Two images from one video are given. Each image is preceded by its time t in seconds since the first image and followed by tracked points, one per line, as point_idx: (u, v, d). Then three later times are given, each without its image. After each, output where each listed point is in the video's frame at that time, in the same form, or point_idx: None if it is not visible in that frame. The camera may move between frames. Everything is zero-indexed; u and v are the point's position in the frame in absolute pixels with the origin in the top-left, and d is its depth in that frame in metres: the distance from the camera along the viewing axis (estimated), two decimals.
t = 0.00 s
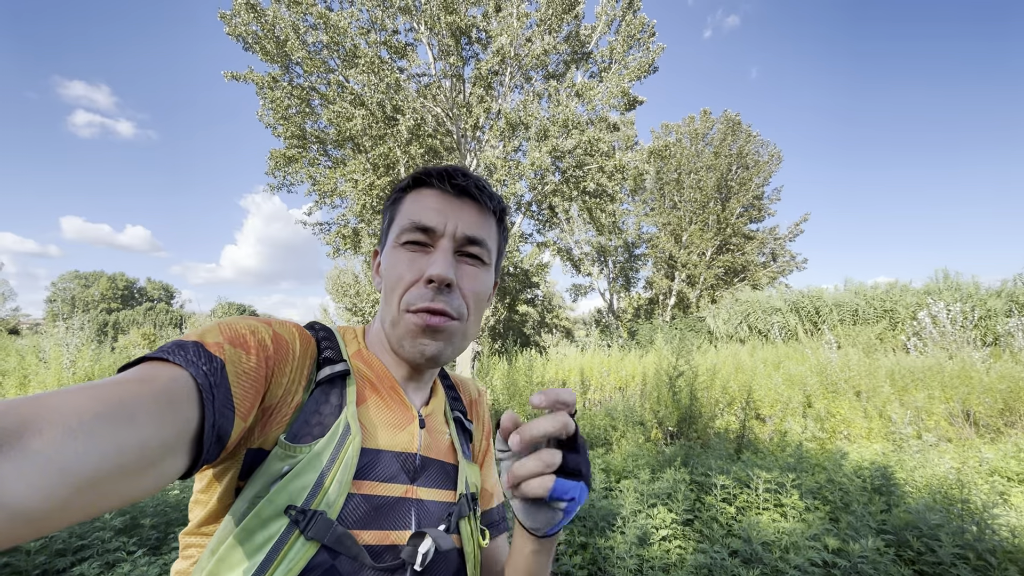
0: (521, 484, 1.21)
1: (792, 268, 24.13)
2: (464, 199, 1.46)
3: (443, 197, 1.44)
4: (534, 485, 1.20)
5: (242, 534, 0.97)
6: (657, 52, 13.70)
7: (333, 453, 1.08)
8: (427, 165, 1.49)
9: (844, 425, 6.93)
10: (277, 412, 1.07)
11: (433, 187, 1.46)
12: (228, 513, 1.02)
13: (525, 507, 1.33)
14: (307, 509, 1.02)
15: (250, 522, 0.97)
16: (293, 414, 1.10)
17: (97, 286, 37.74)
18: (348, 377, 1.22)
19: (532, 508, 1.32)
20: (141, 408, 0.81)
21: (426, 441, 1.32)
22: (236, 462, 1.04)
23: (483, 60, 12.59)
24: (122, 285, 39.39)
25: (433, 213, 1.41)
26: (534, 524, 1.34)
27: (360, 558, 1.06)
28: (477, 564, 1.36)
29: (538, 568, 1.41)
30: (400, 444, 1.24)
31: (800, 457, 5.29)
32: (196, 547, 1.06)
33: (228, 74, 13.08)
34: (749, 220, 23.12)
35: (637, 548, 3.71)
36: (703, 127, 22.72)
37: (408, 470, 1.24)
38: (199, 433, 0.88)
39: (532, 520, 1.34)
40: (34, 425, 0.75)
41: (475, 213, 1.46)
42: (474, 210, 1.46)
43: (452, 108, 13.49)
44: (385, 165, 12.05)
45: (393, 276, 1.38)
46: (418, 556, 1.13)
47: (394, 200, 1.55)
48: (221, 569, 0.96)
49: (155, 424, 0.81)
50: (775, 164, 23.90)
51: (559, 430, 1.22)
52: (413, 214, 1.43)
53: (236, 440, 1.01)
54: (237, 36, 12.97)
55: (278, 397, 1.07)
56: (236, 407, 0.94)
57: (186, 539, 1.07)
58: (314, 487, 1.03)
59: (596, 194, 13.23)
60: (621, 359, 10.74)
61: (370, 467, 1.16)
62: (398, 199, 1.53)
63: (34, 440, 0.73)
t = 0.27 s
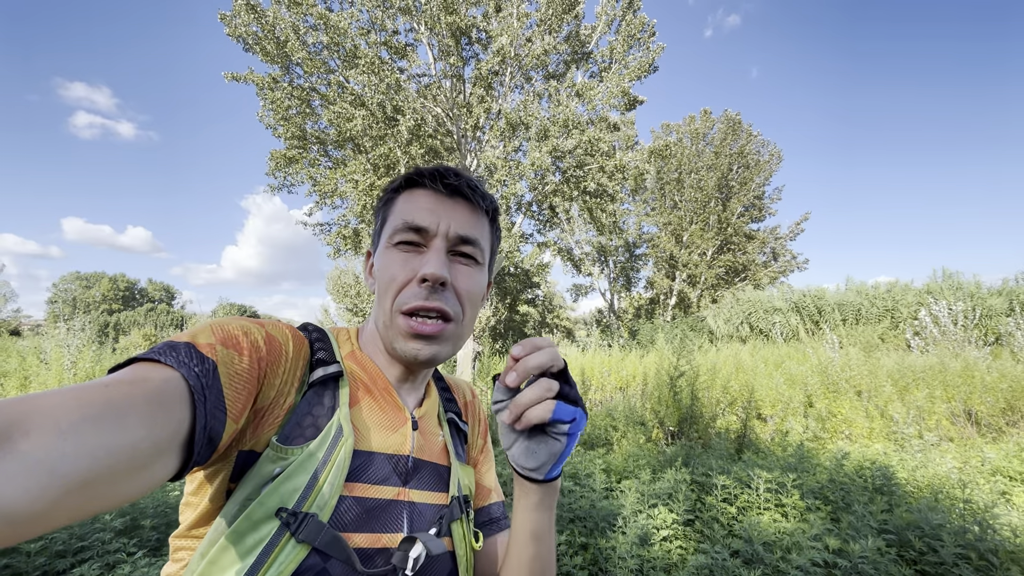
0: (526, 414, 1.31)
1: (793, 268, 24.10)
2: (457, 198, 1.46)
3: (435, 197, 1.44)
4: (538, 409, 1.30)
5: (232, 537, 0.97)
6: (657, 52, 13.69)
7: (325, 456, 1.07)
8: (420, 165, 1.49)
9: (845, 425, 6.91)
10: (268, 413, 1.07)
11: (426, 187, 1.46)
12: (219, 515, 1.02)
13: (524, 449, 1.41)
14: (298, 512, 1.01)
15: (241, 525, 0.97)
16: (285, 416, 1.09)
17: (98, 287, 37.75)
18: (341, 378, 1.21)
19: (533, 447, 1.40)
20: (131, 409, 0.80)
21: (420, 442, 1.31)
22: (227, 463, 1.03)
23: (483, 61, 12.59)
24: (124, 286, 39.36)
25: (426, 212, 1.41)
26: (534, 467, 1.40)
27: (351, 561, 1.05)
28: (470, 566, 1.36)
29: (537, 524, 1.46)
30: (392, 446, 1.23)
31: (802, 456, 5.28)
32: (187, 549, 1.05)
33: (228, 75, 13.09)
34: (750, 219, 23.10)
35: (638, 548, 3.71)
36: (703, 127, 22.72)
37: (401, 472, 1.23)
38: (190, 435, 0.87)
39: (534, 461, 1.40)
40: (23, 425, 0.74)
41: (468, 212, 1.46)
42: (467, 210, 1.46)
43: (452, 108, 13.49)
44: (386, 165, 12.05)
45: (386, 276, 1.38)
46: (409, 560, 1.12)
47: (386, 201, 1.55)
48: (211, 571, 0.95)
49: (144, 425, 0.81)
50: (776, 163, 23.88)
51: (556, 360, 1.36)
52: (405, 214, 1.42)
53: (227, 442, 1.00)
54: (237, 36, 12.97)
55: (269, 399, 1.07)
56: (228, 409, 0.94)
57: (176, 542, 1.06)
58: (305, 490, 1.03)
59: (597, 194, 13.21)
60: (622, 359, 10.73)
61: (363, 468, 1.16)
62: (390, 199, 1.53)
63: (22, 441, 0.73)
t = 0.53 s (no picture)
0: (515, 374, 1.40)
1: (794, 267, 24.06)
2: (454, 197, 1.46)
3: (433, 196, 1.44)
4: (524, 366, 1.41)
5: (233, 535, 0.97)
6: (657, 51, 13.68)
7: (326, 453, 1.08)
8: (416, 164, 1.49)
9: (847, 424, 6.90)
10: (269, 411, 1.07)
11: (423, 186, 1.46)
12: (220, 513, 1.02)
13: (517, 410, 1.50)
14: (298, 509, 1.02)
15: (242, 522, 0.97)
16: (286, 414, 1.10)
17: (100, 288, 37.80)
18: (342, 376, 1.21)
19: (525, 406, 1.50)
20: (132, 407, 0.81)
21: (421, 440, 1.31)
22: (229, 461, 1.04)
23: (483, 60, 12.60)
24: (125, 287, 39.42)
25: (423, 211, 1.41)
26: (529, 424, 1.49)
27: (353, 558, 1.06)
28: (472, 564, 1.36)
29: (534, 489, 1.47)
30: (394, 443, 1.23)
31: (803, 455, 5.28)
32: (188, 548, 1.06)
33: (229, 75, 13.11)
34: (751, 218, 23.08)
35: (640, 548, 3.71)
36: (703, 126, 22.70)
37: (403, 469, 1.23)
38: (191, 432, 0.88)
39: (528, 418, 1.49)
40: (24, 423, 0.75)
41: (465, 211, 1.46)
42: (464, 209, 1.46)
43: (452, 108, 13.49)
44: (387, 165, 12.06)
45: (384, 275, 1.38)
46: (411, 557, 1.13)
47: (384, 201, 1.55)
48: (212, 570, 0.96)
49: (146, 423, 0.81)
50: (777, 162, 23.84)
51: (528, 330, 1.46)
52: (403, 213, 1.42)
53: (228, 439, 1.01)
54: (237, 37, 12.98)
55: (270, 397, 1.07)
56: (229, 406, 0.94)
57: (177, 540, 1.07)
58: (306, 487, 1.03)
59: (598, 193, 13.20)
60: (623, 358, 10.73)
61: (364, 466, 1.16)
62: (388, 198, 1.53)
63: (24, 438, 0.73)
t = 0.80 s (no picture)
0: (548, 393, 1.35)
1: (794, 265, 24.05)
2: (452, 199, 1.46)
3: (431, 197, 1.44)
4: (557, 385, 1.36)
5: (233, 539, 0.97)
6: (657, 50, 13.67)
7: (324, 457, 1.07)
8: (415, 166, 1.49)
9: (848, 423, 6.90)
10: (267, 415, 1.07)
11: (421, 187, 1.46)
12: (219, 518, 1.02)
13: (545, 432, 1.43)
14: (298, 513, 1.01)
15: (241, 527, 0.97)
16: (284, 418, 1.10)
17: (100, 289, 37.81)
18: (341, 379, 1.21)
19: (554, 428, 1.43)
20: (130, 411, 0.80)
21: (420, 443, 1.31)
22: (227, 465, 1.03)
23: (482, 60, 12.59)
24: (126, 288, 39.45)
25: (421, 213, 1.41)
26: (558, 447, 1.43)
27: (352, 562, 1.05)
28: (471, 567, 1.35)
29: (552, 512, 1.45)
30: (393, 447, 1.23)
31: (804, 454, 5.27)
32: (187, 552, 1.05)
33: (228, 76, 13.12)
34: (751, 217, 23.06)
35: (641, 547, 3.71)
36: (704, 124, 22.68)
37: (401, 473, 1.23)
38: (190, 436, 0.88)
39: (557, 442, 1.43)
40: (21, 427, 0.74)
41: (463, 212, 1.46)
42: (463, 210, 1.46)
43: (452, 108, 13.49)
44: (387, 165, 12.06)
45: (383, 277, 1.38)
46: (410, 561, 1.13)
47: (382, 201, 1.54)
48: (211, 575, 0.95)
49: (144, 427, 0.81)
50: (777, 161, 23.82)
51: (554, 346, 1.42)
52: (401, 214, 1.42)
53: (226, 444, 1.00)
54: (237, 38, 12.97)
55: (269, 400, 1.07)
56: (228, 410, 0.94)
57: (176, 545, 1.06)
58: (306, 491, 1.03)
59: (598, 192, 13.18)
60: (623, 357, 10.73)
61: (363, 469, 1.16)
62: (386, 200, 1.53)
63: (22, 443, 0.73)
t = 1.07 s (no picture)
0: (535, 389, 1.32)
1: (795, 263, 24.04)
2: (452, 198, 1.46)
3: (431, 196, 1.43)
4: (545, 380, 1.34)
5: (230, 538, 0.97)
6: (657, 48, 13.65)
7: (322, 455, 1.07)
8: (415, 164, 1.48)
9: (848, 421, 6.90)
10: (266, 414, 1.07)
11: (421, 186, 1.45)
12: (216, 516, 1.01)
13: (535, 427, 1.43)
14: (296, 512, 1.01)
15: (239, 525, 0.97)
16: (282, 416, 1.10)
17: (101, 289, 37.79)
18: (339, 378, 1.21)
19: (544, 423, 1.43)
20: (128, 410, 0.80)
21: (418, 442, 1.31)
22: (225, 464, 1.03)
23: (482, 59, 12.57)
24: (126, 288, 39.44)
25: (421, 211, 1.41)
26: (548, 442, 1.43)
27: (349, 561, 1.05)
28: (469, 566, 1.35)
29: (545, 508, 1.46)
30: (391, 445, 1.23)
31: (804, 452, 5.28)
32: (184, 551, 1.05)
33: (228, 76, 13.11)
34: (751, 215, 23.05)
35: (641, 546, 3.71)
36: (704, 123, 22.65)
37: (399, 472, 1.23)
38: (187, 435, 0.87)
39: (547, 436, 1.43)
40: (18, 426, 0.74)
41: (463, 211, 1.45)
42: (463, 209, 1.46)
43: (452, 107, 13.47)
44: (386, 165, 12.06)
45: (383, 275, 1.37)
46: (408, 559, 1.13)
47: (382, 200, 1.54)
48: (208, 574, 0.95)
49: (142, 426, 0.81)
50: (778, 159, 23.79)
51: (541, 341, 1.40)
52: (401, 213, 1.42)
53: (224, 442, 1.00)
54: (236, 38, 12.96)
55: (267, 398, 1.07)
56: (226, 409, 0.94)
57: (173, 544, 1.06)
58: (304, 490, 1.03)
59: (598, 191, 13.16)
60: (623, 356, 10.73)
61: (361, 468, 1.16)
62: (386, 198, 1.53)
63: (20, 441, 0.73)
